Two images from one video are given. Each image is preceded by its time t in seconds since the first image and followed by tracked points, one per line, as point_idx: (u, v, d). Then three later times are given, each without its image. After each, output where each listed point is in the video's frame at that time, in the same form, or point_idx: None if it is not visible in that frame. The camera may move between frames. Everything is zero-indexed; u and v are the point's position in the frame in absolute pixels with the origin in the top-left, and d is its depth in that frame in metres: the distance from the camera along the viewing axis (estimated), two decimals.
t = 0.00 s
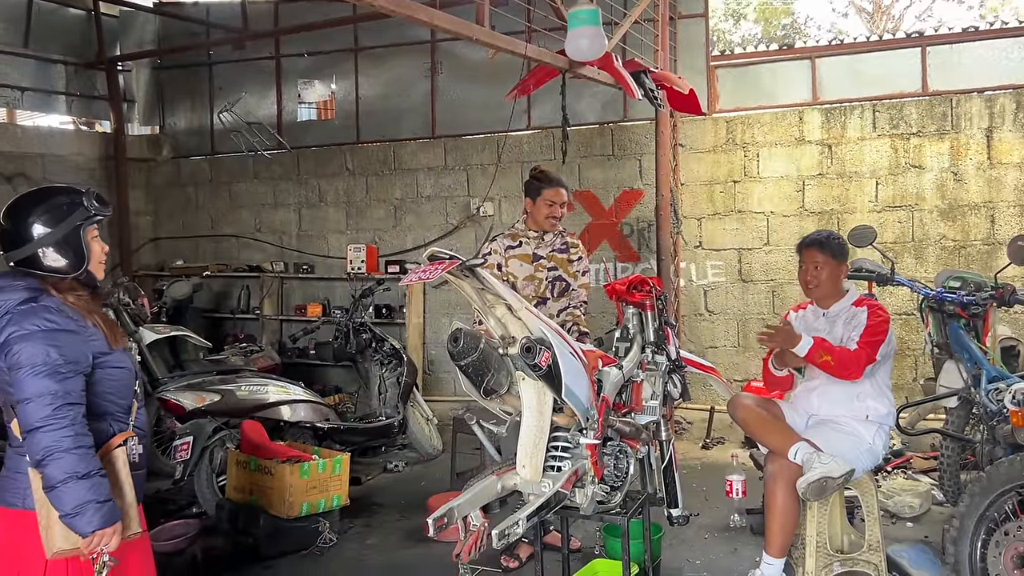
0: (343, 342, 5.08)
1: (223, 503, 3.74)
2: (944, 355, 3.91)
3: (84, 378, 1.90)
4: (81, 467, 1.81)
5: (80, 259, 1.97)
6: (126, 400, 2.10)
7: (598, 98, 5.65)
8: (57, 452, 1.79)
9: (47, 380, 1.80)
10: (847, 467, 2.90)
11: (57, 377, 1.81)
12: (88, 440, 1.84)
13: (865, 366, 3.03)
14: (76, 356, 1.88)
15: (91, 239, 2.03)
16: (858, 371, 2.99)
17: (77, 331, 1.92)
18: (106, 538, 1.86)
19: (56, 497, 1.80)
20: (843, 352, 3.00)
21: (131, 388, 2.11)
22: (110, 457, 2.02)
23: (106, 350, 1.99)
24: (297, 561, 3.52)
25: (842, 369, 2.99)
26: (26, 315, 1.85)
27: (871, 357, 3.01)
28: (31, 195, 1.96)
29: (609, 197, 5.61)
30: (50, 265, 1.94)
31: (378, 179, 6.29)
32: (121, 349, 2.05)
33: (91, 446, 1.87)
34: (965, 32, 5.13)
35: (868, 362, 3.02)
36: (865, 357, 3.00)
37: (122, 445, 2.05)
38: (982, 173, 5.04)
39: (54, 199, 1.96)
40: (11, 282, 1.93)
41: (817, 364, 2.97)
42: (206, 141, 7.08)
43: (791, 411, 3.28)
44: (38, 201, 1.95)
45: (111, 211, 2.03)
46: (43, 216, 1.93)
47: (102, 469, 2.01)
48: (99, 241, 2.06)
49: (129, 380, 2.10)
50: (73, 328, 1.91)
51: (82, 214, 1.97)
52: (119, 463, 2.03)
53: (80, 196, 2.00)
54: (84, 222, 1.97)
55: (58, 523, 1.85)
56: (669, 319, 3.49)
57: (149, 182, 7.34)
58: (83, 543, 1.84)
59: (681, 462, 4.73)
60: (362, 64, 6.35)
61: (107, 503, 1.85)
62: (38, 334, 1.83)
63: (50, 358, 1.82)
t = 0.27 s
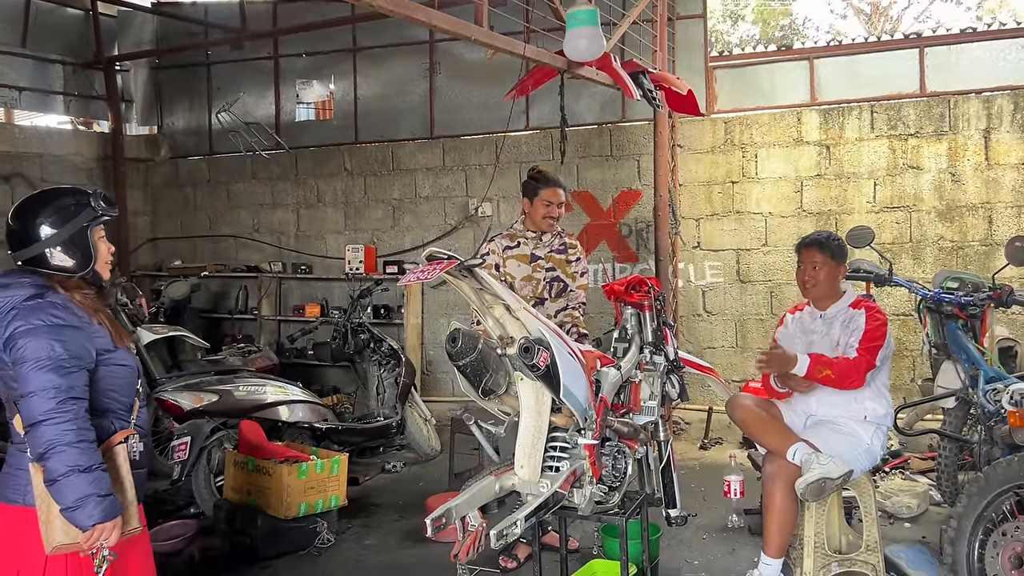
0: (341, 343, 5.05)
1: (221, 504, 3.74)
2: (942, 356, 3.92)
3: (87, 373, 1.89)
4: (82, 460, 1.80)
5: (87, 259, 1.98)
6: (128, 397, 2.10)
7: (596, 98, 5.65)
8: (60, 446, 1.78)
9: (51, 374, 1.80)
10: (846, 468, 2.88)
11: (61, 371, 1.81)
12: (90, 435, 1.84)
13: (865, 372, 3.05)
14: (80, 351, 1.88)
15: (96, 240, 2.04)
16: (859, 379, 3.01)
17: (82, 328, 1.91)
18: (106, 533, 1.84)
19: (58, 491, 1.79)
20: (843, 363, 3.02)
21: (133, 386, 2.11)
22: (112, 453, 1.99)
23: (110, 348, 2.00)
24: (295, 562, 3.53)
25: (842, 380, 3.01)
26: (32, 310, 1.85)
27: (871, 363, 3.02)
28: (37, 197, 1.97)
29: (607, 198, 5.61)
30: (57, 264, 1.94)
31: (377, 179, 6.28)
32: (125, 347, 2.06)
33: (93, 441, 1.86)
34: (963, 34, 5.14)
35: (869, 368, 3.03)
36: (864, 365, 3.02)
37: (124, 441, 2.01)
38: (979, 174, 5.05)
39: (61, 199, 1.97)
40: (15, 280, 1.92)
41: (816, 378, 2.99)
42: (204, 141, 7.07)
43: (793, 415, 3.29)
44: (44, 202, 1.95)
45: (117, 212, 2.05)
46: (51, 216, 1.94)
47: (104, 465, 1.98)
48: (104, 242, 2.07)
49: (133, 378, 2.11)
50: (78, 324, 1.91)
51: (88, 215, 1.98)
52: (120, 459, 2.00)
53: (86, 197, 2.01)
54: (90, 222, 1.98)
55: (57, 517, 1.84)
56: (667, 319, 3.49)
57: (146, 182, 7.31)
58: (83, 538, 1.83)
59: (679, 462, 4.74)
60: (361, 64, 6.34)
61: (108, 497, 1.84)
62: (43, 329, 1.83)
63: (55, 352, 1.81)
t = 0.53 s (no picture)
0: (338, 343, 5.07)
1: (217, 504, 3.74)
2: (937, 357, 3.93)
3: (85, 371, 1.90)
4: (78, 457, 1.81)
5: (89, 260, 1.98)
6: (125, 396, 2.10)
7: (594, 99, 5.65)
8: (55, 442, 1.79)
9: (48, 371, 1.80)
10: (841, 468, 2.89)
11: (58, 369, 1.81)
12: (86, 432, 1.84)
13: (857, 385, 3.06)
14: (78, 349, 1.88)
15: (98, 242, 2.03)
16: (846, 395, 3.04)
17: (80, 326, 1.92)
18: (99, 529, 1.84)
19: (52, 487, 1.79)
20: (826, 381, 3.07)
21: (131, 385, 2.11)
22: (108, 451, 2.00)
23: (109, 347, 2.00)
24: (291, 563, 3.53)
25: (828, 398, 3.07)
26: (31, 308, 1.85)
27: (861, 376, 3.04)
28: (39, 198, 1.97)
29: (604, 199, 5.61)
30: (59, 266, 1.94)
31: (374, 180, 6.28)
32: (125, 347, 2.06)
33: (88, 438, 1.86)
34: (959, 35, 5.15)
35: (858, 381, 3.05)
36: (852, 380, 3.05)
37: (120, 440, 2.02)
38: (975, 175, 5.06)
39: (63, 201, 1.97)
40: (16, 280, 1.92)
41: (800, 401, 3.08)
42: (202, 141, 7.06)
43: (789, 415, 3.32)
44: (46, 204, 1.96)
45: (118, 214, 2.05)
46: (53, 218, 1.94)
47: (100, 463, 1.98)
48: (105, 243, 2.07)
49: (131, 378, 2.10)
50: (76, 323, 1.91)
51: (89, 216, 1.98)
52: (116, 458, 2.01)
53: (88, 199, 2.01)
54: (92, 224, 1.98)
55: (51, 514, 1.82)
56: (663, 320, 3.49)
57: (144, 182, 7.29)
58: (76, 535, 1.82)
59: (676, 463, 4.74)
60: (358, 65, 6.34)
61: (102, 494, 1.84)
62: (42, 326, 1.83)
63: (52, 349, 1.82)
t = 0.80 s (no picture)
0: (338, 344, 5.06)
1: (217, 505, 3.74)
2: (938, 358, 3.93)
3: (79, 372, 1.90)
4: (72, 458, 1.80)
5: (86, 261, 1.98)
6: (122, 396, 2.09)
7: (594, 100, 5.65)
8: (49, 444, 1.79)
9: (42, 372, 1.80)
10: (841, 470, 2.90)
11: (52, 370, 1.82)
12: (80, 433, 1.84)
13: (845, 393, 3.04)
14: (73, 351, 1.88)
15: (96, 242, 2.03)
16: (830, 402, 3.04)
17: (75, 327, 1.92)
18: (94, 531, 1.84)
19: (47, 489, 1.79)
20: (815, 385, 3.09)
21: (128, 386, 2.10)
22: (103, 452, 1.98)
23: (105, 347, 2.00)
24: (290, 564, 3.53)
25: (815, 402, 3.08)
26: (25, 310, 1.85)
27: (851, 383, 3.02)
28: (38, 199, 1.97)
29: (604, 200, 5.61)
30: (56, 266, 1.94)
31: (374, 180, 6.28)
32: (122, 347, 2.06)
33: (83, 439, 1.86)
34: (959, 36, 5.15)
35: (846, 389, 3.03)
36: (840, 386, 3.04)
37: (116, 441, 2.00)
38: (976, 176, 5.06)
39: (63, 202, 1.97)
40: (13, 282, 1.93)
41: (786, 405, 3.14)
42: (202, 142, 7.06)
43: (787, 416, 3.32)
44: (46, 204, 1.95)
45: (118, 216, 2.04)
46: (52, 219, 1.94)
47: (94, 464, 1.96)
48: (104, 244, 2.06)
49: (128, 378, 2.10)
50: (71, 324, 1.91)
51: (88, 218, 1.97)
52: (111, 458, 1.99)
53: (88, 200, 2.00)
54: (90, 226, 1.97)
55: (46, 515, 1.82)
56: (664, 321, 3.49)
57: (144, 183, 7.30)
58: (71, 536, 1.82)
59: (675, 464, 4.74)
60: (358, 65, 6.35)
61: (97, 495, 1.83)
62: (36, 328, 1.83)
63: (46, 351, 1.82)
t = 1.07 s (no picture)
0: (341, 344, 5.08)
1: (220, 505, 3.74)
2: (943, 358, 3.91)
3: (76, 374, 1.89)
4: (69, 461, 1.80)
5: (84, 261, 1.98)
6: (123, 396, 2.09)
7: (598, 100, 5.64)
8: (46, 447, 1.79)
9: (39, 375, 1.80)
10: (847, 470, 2.89)
11: (48, 373, 1.81)
12: (78, 435, 1.83)
13: (843, 395, 3.08)
14: (69, 353, 1.88)
15: (95, 242, 2.03)
16: (827, 404, 3.10)
17: (71, 329, 1.91)
18: (93, 533, 1.84)
19: (45, 492, 1.79)
20: (813, 387, 3.15)
21: (128, 385, 2.09)
22: (102, 454, 1.97)
23: (102, 348, 2.00)
24: (294, 564, 3.53)
25: (812, 403, 3.15)
26: (21, 313, 1.85)
27: (848, 385, 3.06)
28: (38, 197, 1.96)
29: (608, 200, 5.60)
30: (54, 266, 1.94)
31: (378, 180, 6.29)
32: (121, 347, 2.05)
33: (82, 441, 1.86)
34: (965, 35, 5.13)
35: (843, 392, 3.08)
36: (836, 387, 3.08)
37: (116, 442, 1.99)
38: (981, 176, 5.04)
39: (64, 200, 1.97)
40: (10, 282, 1.92)
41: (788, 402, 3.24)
42: (206, 142, 7.07)
43: (793, 416, 3.34)
44: (46, 203, 1.95)
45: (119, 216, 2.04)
46: (51, 217, 1.93)
47: (94, 466, 1.96)
48: (104, 243, 2.06)
49: (127, 378, 2.09)
50: (67, 326, 1.91)
51: (87, 218, 1.97)
52: (111, 459, 1.98)
53: (88, 199, 2.00)
54: (89, 225, 1.97)
55: (47, 517, 1.82)
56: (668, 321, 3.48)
57: (148, 183, 7.30)
58: (71, 538, 1.83)
59: (679, 464, 4.73)
60: (362, 65, 6.34)
61: (96, 497, 1.83)
62: (30, 331, 1.83)
63: (41, 354, 1.82)
